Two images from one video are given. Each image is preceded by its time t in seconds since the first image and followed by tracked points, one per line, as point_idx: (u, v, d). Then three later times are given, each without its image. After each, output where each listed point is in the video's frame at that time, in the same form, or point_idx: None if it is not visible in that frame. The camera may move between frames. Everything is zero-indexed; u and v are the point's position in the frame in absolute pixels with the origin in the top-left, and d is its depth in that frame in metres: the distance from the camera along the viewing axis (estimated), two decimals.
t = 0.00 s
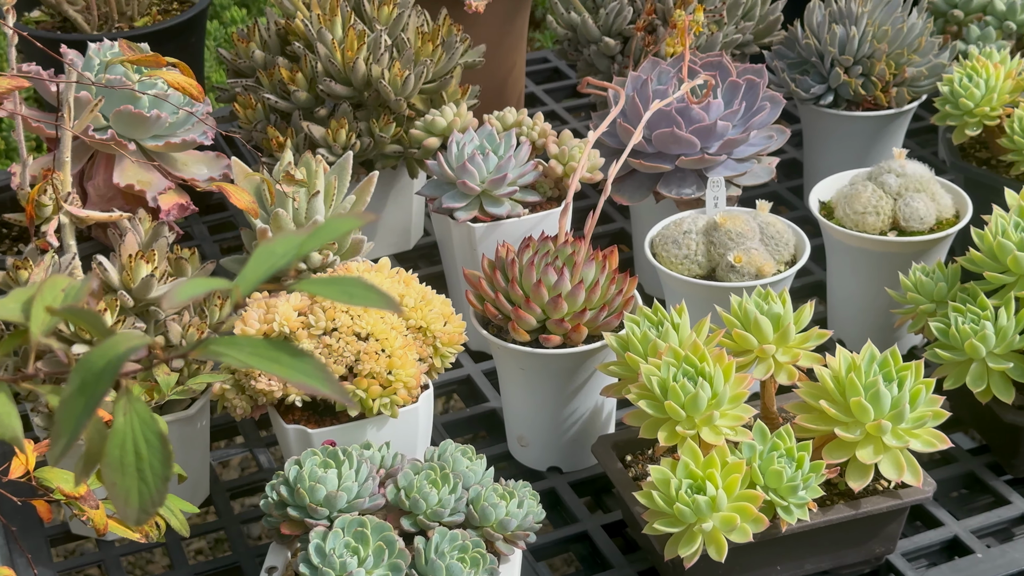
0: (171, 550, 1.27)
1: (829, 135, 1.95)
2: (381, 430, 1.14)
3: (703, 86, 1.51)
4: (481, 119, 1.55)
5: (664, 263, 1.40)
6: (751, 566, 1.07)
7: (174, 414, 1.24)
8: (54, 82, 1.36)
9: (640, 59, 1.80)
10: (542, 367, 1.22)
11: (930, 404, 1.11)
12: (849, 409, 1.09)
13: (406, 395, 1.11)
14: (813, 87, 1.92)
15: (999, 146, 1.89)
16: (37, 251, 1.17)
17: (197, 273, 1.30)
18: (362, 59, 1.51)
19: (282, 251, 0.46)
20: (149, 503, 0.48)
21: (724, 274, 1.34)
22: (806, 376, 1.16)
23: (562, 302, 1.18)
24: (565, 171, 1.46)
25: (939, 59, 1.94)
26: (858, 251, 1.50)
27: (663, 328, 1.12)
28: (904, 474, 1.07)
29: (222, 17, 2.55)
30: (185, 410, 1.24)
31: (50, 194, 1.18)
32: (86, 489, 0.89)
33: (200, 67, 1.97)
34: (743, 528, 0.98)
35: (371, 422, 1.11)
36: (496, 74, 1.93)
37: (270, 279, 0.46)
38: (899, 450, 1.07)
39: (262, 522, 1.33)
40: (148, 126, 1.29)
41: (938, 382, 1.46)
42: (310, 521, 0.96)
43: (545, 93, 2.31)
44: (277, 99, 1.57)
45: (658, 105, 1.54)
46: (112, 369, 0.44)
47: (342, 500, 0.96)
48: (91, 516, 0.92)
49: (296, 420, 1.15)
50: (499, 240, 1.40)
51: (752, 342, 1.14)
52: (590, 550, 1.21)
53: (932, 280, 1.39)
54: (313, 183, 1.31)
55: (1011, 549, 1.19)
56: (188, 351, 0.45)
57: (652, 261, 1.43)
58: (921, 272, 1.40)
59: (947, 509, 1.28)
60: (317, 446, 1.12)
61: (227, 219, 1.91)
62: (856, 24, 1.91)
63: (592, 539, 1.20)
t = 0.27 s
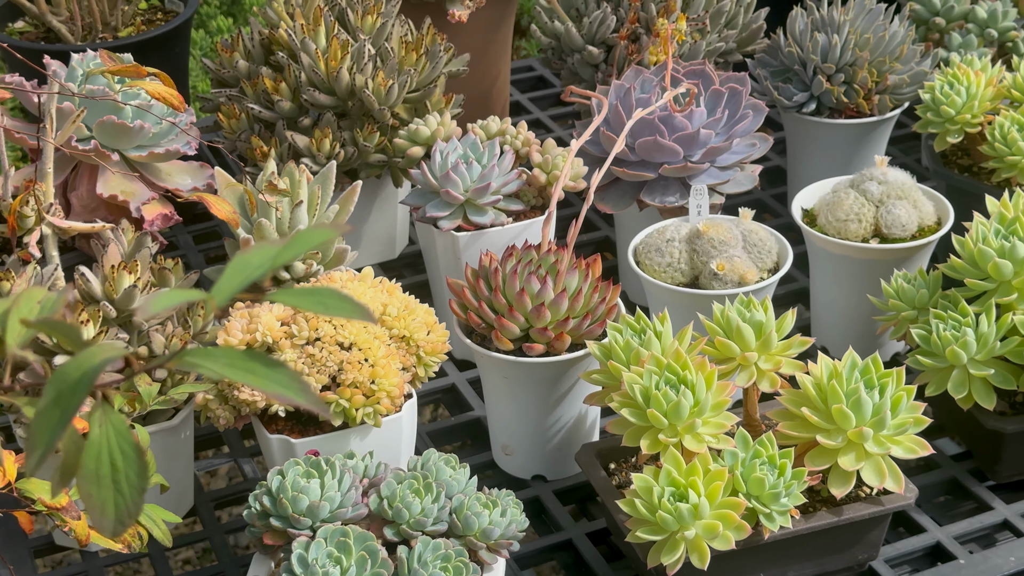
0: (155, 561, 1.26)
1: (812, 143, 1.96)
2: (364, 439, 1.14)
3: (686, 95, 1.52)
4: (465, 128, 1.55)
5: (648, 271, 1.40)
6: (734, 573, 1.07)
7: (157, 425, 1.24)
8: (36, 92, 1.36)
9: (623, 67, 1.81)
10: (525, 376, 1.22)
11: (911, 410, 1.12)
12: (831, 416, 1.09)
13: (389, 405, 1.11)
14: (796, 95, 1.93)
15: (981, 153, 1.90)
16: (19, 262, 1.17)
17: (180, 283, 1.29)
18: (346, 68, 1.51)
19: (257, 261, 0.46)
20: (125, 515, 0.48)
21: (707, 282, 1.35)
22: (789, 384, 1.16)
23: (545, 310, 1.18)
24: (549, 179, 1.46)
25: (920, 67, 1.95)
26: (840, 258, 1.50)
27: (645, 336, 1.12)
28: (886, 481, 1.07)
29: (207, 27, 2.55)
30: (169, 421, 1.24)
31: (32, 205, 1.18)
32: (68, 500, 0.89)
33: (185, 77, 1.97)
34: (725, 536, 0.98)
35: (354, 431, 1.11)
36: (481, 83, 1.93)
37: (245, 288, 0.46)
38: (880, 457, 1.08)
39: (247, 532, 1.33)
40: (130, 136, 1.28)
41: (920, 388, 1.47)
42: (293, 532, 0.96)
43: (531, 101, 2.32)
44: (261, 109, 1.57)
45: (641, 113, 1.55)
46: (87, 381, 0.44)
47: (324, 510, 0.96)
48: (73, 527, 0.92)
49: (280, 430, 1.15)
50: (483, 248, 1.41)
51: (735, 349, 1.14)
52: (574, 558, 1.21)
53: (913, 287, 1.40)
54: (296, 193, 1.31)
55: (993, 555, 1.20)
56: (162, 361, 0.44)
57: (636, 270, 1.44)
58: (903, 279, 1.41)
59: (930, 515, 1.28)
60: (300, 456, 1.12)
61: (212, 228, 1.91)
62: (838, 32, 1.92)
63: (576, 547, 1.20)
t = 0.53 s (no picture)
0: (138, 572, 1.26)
1: (794, 151, 1.97)
2: (347, 449, 1.14)
3: (668, 104, 1.52)
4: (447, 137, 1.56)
5: (630, 280, 1.41)
6: None
7: (139, 436, 1.24)
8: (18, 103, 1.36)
9: (606, 76, 1.82)
10: (507, 385, 1.22)
11: (891, 417, 1.12)
12: (812, 423, 1.10)
13: (372, 415, 1.11)
14: (778, 103, 1.94)
15: (960, 161, 1.92)
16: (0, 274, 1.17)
17: (163, 294, 1.29)
18: (328, 79, 1.51)
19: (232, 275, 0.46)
20: (101, 528, 0.48)
21: (689, 290, 1.35)
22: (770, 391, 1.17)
23: (528, 319, 1.18)
24: (532, 188, 1.47)
25: (901, 75, 1.96)
26: (822, 266, 1.51)
27: (627, 345, 1.12)
28: (866, 488, 1.08)
29: (192, 37, 2.55)
30: (151, 432, 1.23)
31: (13, 217, 1.17)
32: (49, 512, 0.89)
33: (168, 87, 1.97)
34: (707, 543, 0.98)
35: (337, 441, 1.12)
36: (465, 92, 1.93)
37: (222, 302, 0.46)
38: (861, 464, 1.09)
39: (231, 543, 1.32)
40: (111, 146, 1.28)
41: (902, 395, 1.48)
42: (274, 542, 0.96)
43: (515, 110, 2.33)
44: (244, 119, 1.57)
45: (623, 122, 1.56)
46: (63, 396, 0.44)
47: (306, 520, 0.96)
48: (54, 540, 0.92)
49: (262, 439, 1.15)
50: (465, 258, 1.41)
51: (716, 357, 1.15)
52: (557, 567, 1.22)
53: (894, 294, 1.41)
54: (279, 203, 1.31)
55: (973, 561, 1.21)
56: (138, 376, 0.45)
57: (618, 278, 1.44)
58: (883, 286, 1.42)
59: (911, 521, 1.29)
60: (282, 466, 1.12)
61: (196, 238, 1.91)
62: (819, 41, 1.94)
63: (559, 555, 1.20)
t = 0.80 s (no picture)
0: None
1: (776, 159, 1.99)
2: (329, 459, 1.13)
3: (649, 113, 1.53)
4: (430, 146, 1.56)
5: (612, 288, 1.41)
6: None
7: (121, 447, 1.23)
8: None
9: (589, 85, 1.82)
10: (490, 394, 1.22)
11: (872, 424, 1.13)
12: (793, 431, 1.11)
13: (354, 424, 1.11)
14: (760, 112, 1.95)
15: (941, 169, 1.93)
16: None
17: (145, 304, 1.29)
18: (311, 88, 1.52)
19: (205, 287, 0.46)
20: (74, 542, 0.48)
21: (671, 298, 1.36)
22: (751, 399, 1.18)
23: (510, 328, 1.18)
24: (514, 197, 1.47)
25: (882, 83, 1.98)
26: (804, 273, 1.53)
27: (609, 353, 1.12)
28: (847, 495, 1.09)
29: (177, 46, 2.54)
30: (133, 442, 1.23)
31: None
32: (28, 525, 0.88)
33: (151, 97, 1.97)
34: (688, 551, 0.99)
35: (319, 451, 1.12)
36: (449, 101, 1.94)
37: (195, 315, 0.46)
38: (842, 471, 1.09)
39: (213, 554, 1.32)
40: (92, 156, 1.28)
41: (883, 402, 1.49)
42: (255, 553, 0.96)
43: (498, 119, 2.33)
44: (226, 129, 1.57)
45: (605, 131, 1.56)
46: (35, 410, 0.43)
47: (288, 530, 0.96)
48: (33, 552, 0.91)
49: (244, 449, 1.14)
50: (448, 267, 1.41)
51: (697, 365, 1.15)
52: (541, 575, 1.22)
53: (874, 302, 1.42)
54: (261, 213, 1.31)
55: (955, 568, 1.21)
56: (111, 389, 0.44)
57: (601, 287, 1.45)
58: (864, 294, 1.43)
59: (892, 528, 1.30)
60: (264, 476, 1.12)
61: (179, 248, 1.90)
62: (801, 49, 1.95)
63: (542, 564, 1.20)
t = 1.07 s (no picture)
0: None
1: (760, 166, 2.00)
2: (312, 467, 1.13)
3: (632, 121, 1.54)
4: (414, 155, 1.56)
5: (596, 296, 1.42)
6: None
7: (104, 456, 1.23)
8: None
9: (573, 94, 1.83)
10: (473, 403, 1.23)
11: (853, 431, 1.13)
12: (774, 438, 1.11)
13: (337, 433, 1.11)
14: (743, 119, 1.96)
15: (923, 176, 1.94)
16: None
17: (128, 313, 1.29)
18: (294, 97, 1.52)
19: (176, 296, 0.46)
20: (47, 552, 0.48)
21: (654, 306, 1.37)
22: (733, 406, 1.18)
23: (493, 336, 1.19)
24: (498, 206, 1.48)
25: (864, 91, 1.99)
26: (786, 280, 1.53)
27: (591, 361, 1.13)
28: (829, 502, 1.09)
29: (162, 54, 2.54)
30: (116, 452, 1.22)
31: None
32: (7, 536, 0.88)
33: (136, 106, 1.96)
34: (670, 558, 0.99)
35: (302, 459, 1.11)
36: (434, 109, 1.94)
37: (167, 324, 0.46)
38: (823, 478, 1.10)
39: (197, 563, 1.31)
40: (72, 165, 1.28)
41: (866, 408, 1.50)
42: (237, 563, 0.96)
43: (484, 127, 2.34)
44: (210, 138, 1.57)
45: (589, 139, 1.57)
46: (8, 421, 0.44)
47: (269, 539, 0.96)
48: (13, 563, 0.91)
49: (227, 458, 1.14)
50: (432, 275, 1.41)
51: (679, 373, 1.15)
52: None
53: (856, 309, 1.43)
54: (244, 222, 1.30)
55: (937, 574, 1.22)
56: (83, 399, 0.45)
57: (585, 295, 1.45)
58: (846, 301, 1.44)
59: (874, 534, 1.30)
60: (247, 485, 1.12)
61: (164, 256, 1.90)
62: (783, 57, 1.96)
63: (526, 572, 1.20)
